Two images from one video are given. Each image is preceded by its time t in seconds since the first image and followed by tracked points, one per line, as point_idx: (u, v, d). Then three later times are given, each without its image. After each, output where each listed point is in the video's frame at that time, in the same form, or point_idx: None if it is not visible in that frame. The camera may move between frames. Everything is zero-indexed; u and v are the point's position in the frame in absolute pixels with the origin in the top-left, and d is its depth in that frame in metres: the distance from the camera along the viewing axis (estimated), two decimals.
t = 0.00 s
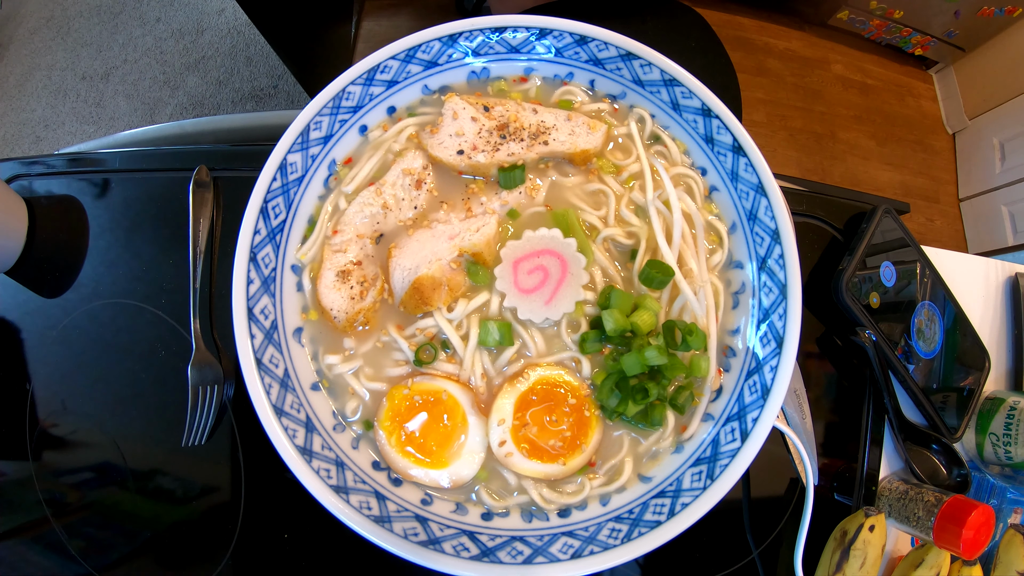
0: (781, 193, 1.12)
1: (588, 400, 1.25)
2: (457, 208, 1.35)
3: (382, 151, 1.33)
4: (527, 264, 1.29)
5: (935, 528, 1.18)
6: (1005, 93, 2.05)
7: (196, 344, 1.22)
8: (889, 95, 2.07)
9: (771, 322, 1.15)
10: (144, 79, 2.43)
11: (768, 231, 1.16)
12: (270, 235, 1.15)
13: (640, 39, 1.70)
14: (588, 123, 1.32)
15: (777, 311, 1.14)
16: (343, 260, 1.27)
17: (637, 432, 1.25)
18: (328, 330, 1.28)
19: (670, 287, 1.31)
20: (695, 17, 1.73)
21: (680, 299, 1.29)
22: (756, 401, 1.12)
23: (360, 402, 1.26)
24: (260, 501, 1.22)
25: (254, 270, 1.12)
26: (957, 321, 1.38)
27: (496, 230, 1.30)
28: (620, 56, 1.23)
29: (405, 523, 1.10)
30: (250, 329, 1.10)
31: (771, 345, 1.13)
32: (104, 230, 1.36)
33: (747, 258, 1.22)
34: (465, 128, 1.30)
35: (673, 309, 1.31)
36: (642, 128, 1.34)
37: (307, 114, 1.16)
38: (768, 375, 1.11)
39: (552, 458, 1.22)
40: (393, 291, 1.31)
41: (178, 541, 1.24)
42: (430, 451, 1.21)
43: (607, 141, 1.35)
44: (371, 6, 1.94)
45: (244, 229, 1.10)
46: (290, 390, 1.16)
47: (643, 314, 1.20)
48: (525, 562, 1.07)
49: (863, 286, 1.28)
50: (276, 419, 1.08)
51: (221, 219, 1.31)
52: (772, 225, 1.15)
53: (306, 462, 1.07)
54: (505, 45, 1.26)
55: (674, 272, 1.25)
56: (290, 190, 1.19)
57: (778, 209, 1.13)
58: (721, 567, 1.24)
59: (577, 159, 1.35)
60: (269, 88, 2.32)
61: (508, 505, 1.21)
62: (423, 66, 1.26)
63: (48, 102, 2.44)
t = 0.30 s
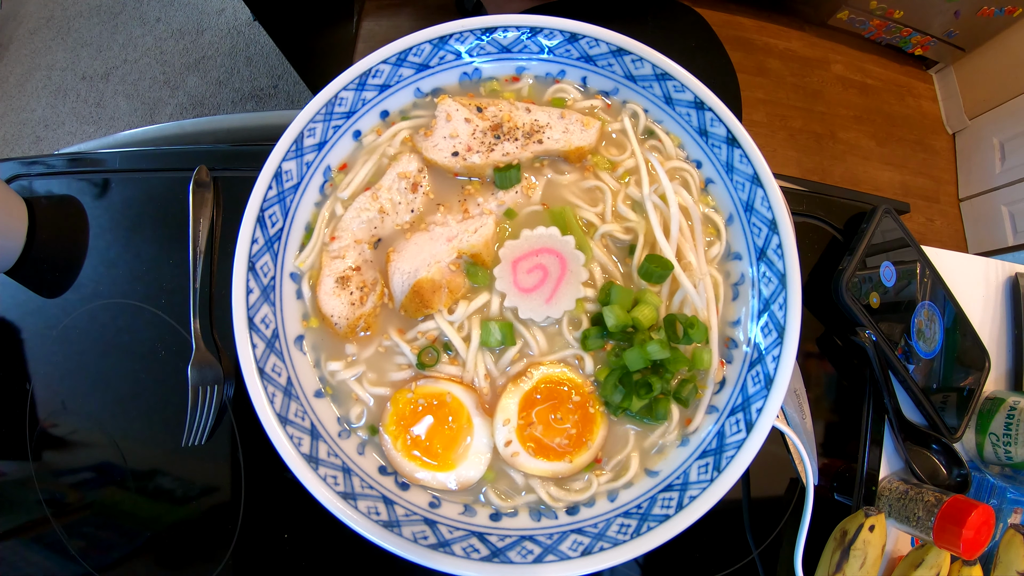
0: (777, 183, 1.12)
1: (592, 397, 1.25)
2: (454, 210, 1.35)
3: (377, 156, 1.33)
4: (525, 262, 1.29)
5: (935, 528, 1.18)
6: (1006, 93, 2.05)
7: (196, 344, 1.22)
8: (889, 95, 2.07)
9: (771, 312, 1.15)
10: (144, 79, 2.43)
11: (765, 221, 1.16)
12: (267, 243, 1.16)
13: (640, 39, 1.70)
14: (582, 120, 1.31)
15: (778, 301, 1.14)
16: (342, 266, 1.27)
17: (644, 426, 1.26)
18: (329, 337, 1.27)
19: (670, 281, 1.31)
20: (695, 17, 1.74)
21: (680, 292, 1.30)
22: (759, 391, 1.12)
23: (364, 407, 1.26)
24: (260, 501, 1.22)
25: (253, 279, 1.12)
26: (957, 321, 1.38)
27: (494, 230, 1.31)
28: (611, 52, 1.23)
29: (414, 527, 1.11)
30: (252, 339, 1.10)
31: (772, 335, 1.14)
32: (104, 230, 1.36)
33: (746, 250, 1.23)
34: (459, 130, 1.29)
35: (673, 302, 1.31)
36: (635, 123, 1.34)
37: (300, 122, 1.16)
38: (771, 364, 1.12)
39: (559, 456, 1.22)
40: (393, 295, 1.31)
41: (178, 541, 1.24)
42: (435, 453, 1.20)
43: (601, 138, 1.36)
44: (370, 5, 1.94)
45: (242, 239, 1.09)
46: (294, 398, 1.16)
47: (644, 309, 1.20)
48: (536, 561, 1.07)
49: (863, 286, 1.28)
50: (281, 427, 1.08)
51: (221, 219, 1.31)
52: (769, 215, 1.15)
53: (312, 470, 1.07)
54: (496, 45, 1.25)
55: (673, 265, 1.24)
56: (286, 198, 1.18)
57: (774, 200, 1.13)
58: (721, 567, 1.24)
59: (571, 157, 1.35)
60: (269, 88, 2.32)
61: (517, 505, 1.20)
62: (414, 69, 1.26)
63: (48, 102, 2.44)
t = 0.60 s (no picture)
0: (771, 172, 1.13)
1: (596, 392, 1.25)
2: (451, 212, 1.35)
3: (372, 160, 1.33)
4: (524, 261, 1.29)
5: (935, 528, 1.18)
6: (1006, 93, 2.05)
7: (196, 344, 1.22)
8: (889, 95, 2.07)
9: (771, 302, 1.16)
10: (144, 79, 2.43)
11: (762, 211, 1.16)
12: (265, 252, 1.15)
13: (640, 39, 1.70)
14: (575, 117, 1.31)
15: (777, 290, 1.14)
16: (341, 272, 1.26)
17: (650, 420, 1.26)
18: (331, 344, 1.27)
19: (669, 275, 1.30)
20: (695, 18, 1.74)
21: (679, 286, 1.29)
22: (762, 380, 1.12)
23: (369, 413, 1.26)
24: (260, 501, 1.22)
25: (253, 289, 1.12)
26: (958, 321, 1.38)
27: (491, 230, 1.31)
28: (602, 49, 1.23)
29: (423, 530, 1.11)
30: (254, 349, 1.10)
31: (773, 325, 1.14)
32: (104, 230, 1.36)
33: (743, 241, 1.23)
34: (453, 131, 1.29)
35: (674, 296, 1.30)
36: (628, 118, 1.34)
37: (293, 130, 1.15)
38: (773, 354, 1.12)
39: (565, 453, 1.22)
40: (394, 299, 1.31)
41: (179, 541, 1.24)
42: (441, 456, 1.20)
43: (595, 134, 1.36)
44: (371, 6, 1.94)
45: (240, 249, 1.09)
46: (298, 406, 1.16)
47: (644, 303, 1.19)
48: (546, 559, 1.07)
49: (863, 286, 1.28)
50: (286, 436, 1.08)
51: (221, 219, 1.31)
52: (765, 205, 1.15)
53: (319, 476, 1.07)
54: (486, 45, 1.25)
55: (672, 259, 1.25)
56: (282, 207, 1.18)
57: (770, 189, 1.13)
58: (721, 567, 1.25)
59: (566, 154, 1.35)
60: (269, 88, 2.32)
61: (525, 505, 1.21)
62: (406, 72, 1.25)
63: (48, 102, 2.44)
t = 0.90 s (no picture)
0: (767, 163, 1.13)
1: (599, 388, 1.25)
2: (448, 214, 1.35)
3: (367, 166, 1.32)
4: (524, 260, 1.28)
5: (935, 528, 1.18)
6: (1005, 93, 2.05)
7: (196, 344, 1.22)
8: (889, 95, 2.07)
9: (771, 292, 1.16)
10: (144, 79, 2.43)
11: (758, 201, 1.17)
12: (263, 261, 1.15)
13: (640, 39, 1.70)
14: (568, 115, 1.31)
15: (777, 280, 1.14)
16: (339, 278, 1.26)
17: (653, 415, 1.26)
18: (333, 351, 1.27)
19: (668, 269, 1.31)
20: (695, 18, 1.74)
21: (678, 279, 1.29)
22: (765, 370, 1.13)
23: (373, 419, 1.25)
24: (260, 500, 1.22)
25: (252, 299, 1.12)
26: (958, 321, 1.38)
27: (489, 231, 1.31)
28: (592, 45, 1.23)
29: (433, 533, 1.12)
30: (256, 358, 1.10)
31: (773, 315, 1.14)
32: (104, 230, 1.36)
33: (741, 232, 1.23)
34: (447, 133, 1.29)
35: (674, 290, 1.31)
36: (621, 114, 1.34)
37: (287, 137, 1.15)
38: (775, 344, 1.12)
39: (571, 451, 1.22)
40: (394, 303, 1.30)
41: (178, 541, 1.24)
42: (447, 459, 1.20)
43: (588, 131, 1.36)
44: (371, 6, 1.94)
45: (238, 258, 1.09)
46: (303, 414, 1.15)
47: (644, 298, 1.19)
48: (557, 557, 1.08)
49: (863, 286, 1.28)
50: (292, 446, 1.07)
51: (221, 219, 1.31)
52: (762, 195, 1.15)
53: (326, 484, 1.07)
54: (476, 47, 1.25)
55: (671, 253, 1.25)
56: (279, 214, 1.18)
57: (766, 179, 1.13)
58: (721, 567, 1.25)
59: (561, 152, 1.35)
60: (269, 88, 2.32)
61: (533, 504, 1.21)
62: (398, 76, 1.25)
63: (48, 102, 2.44)
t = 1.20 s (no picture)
0: (761, 153, 1.13)
1: (603, 384, 1.26)
2: (445, 217, 1.34)
3: (361, 171, 1.32)
4: (523, 260, 1.29)
5: (935, 528, 1.18)
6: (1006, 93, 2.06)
7: (196, 344, 1.22)
8: (889, 95, 2.07)
9: (771, 282, 1.16)
10: (144, 79, 2.43)
11: (754, 192, 1.17)
12: (262, 271, 1.15)
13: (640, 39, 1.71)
14: (562, 113, 1.32)
15: (776, 270, 1.14)
16: (339, 284, 1.26)
17: (657, 409, 1.26)
18: (335, 357, 1.27)
19: (667, 262, 1.31)
20: (695, 18, 1.74)
21: (678, 272, 1.30)
22: (767, 360, 1.13)
23: (377, 424, 1.25)
24: (260, 500, 1.22)
25: (252, 308, 1.12)
26: (958, 321, 1.38)
27: (487, 232, 1.30)
28: (583, 42, 1.24)
29: (443, 536, 1.10)
30: (258, 368, 1.10)
31: (773, 305, 1.15)
32: (104, 230, 1.36)
33: (738, 223, 1.23)
34: (441, 136, 1.29)
35: (673, 283, 1.32)
36: (614, 110, 1.34)
37: (281, 146, 1.15)
38: (776, 333, 1.12)
39: (577, 448, 1.22)
40: (395, 307, 1.31)
41: (178, 541, 1.24)
42: (453, 461, 1.20)
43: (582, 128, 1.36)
44: (371, 6, 1.94)
45: (236, 268, 1.09)
46: (307, 422, 1.16)
47: (645, 292, 1.19)
48: (568, 555, 1.07)
49: (863, 286, 1.28)
50: (298, 454, 1.07)
51: (221, 219, 1.31)
52: (757, 185, 1.15)
53: (333, 491, 1.07)
54: (467, 49, 1.25)
55: (670, 247, 1.25)
56: (276, 223, 1.18)
57: (761, 169, 1.13)
58: (721, 567, 1.25)
59: (556, 150, 1.35)
60: (269, 88, 2.32)
61: (542, 502, 1.21)
62: (390, 80, 1.25)
63: (48, 102, 2.44)
